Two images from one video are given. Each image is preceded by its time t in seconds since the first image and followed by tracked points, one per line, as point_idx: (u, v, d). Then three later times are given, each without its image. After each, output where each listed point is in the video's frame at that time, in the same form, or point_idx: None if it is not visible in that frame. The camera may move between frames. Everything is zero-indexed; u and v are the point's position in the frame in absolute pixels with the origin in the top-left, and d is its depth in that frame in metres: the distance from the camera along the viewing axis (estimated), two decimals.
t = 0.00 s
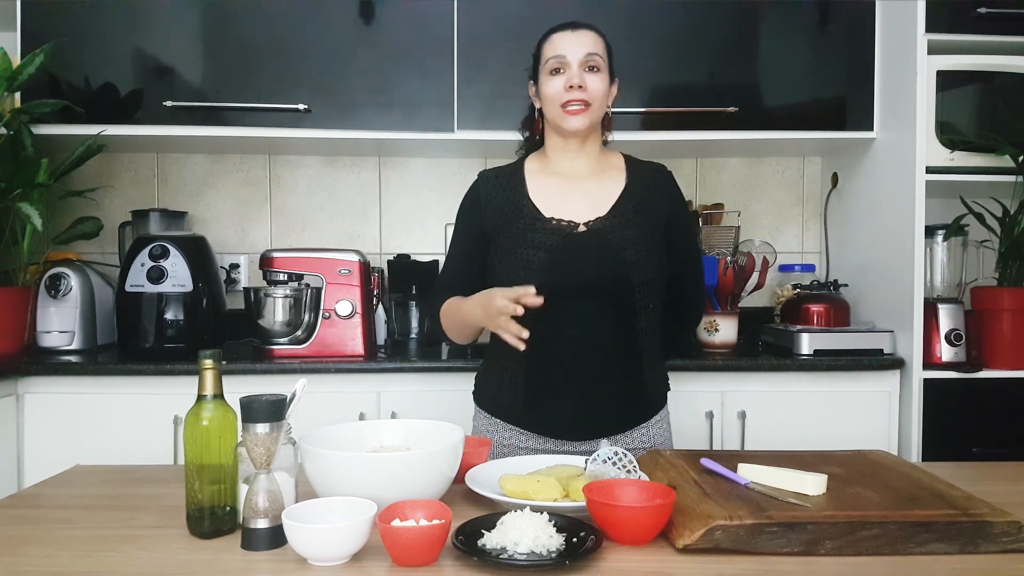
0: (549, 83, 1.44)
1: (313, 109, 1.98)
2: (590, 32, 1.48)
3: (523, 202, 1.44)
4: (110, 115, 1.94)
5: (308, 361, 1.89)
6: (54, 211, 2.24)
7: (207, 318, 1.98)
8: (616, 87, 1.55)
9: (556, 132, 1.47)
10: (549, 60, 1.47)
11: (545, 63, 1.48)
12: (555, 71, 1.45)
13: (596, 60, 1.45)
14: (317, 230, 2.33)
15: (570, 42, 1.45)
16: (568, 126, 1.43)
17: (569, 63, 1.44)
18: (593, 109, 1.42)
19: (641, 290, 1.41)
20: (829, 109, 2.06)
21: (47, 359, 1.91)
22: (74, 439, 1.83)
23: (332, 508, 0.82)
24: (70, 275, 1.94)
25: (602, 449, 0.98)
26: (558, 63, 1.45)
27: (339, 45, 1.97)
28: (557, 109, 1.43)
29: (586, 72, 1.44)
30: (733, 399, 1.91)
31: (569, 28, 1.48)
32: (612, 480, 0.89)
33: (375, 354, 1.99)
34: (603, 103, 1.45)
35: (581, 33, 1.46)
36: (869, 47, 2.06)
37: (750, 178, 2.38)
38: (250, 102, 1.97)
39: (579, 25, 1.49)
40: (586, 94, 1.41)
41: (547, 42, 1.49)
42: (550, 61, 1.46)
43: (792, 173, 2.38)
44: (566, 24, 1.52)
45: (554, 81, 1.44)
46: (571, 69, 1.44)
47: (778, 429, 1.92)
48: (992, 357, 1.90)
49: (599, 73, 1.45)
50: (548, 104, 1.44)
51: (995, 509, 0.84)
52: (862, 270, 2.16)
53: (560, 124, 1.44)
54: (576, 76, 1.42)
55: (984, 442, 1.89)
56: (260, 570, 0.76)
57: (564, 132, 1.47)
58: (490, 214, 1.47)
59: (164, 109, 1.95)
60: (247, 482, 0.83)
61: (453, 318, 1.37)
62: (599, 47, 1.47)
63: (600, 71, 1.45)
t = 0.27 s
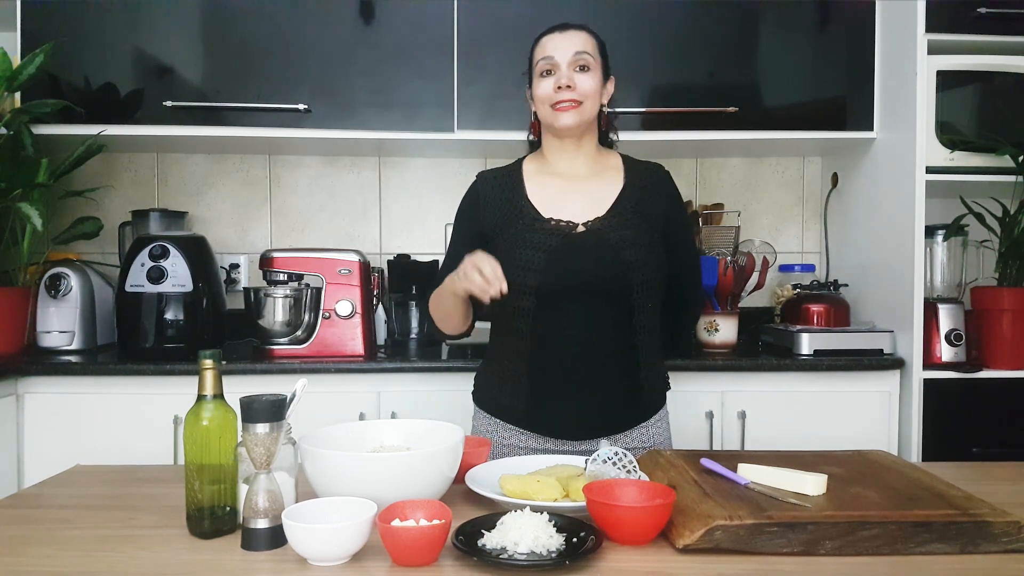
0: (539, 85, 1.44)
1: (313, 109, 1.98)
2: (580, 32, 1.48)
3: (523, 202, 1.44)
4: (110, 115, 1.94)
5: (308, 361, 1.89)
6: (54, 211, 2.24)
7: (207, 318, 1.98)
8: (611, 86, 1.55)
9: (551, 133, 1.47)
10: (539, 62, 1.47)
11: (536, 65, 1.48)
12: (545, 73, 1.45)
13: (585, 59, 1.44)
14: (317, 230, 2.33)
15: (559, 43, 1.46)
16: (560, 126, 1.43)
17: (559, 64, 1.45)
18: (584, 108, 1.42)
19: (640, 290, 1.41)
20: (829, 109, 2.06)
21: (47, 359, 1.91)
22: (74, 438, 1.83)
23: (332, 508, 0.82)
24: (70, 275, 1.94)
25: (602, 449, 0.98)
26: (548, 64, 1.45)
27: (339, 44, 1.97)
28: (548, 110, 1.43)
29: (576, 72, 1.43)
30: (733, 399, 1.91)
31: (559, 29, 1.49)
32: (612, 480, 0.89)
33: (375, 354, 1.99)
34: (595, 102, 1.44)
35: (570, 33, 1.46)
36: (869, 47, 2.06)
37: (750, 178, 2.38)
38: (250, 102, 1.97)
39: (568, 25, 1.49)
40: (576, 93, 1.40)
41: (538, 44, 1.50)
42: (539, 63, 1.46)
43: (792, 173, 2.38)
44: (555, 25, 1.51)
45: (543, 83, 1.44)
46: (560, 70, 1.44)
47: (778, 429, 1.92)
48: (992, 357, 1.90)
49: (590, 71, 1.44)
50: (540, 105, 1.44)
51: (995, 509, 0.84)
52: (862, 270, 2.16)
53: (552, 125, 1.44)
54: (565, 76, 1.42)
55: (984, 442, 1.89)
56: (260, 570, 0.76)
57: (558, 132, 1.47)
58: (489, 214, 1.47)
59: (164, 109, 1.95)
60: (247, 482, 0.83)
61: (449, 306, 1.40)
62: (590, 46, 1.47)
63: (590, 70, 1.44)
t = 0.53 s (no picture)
0: (540, 82, 1.44)
1: (313, 109, 1.97)
2: (577, 31, 1.48)
3: (521, 202, 1.44)
4: (110, 115, 1.94)
5: (308, 361, 1.89)
6: (54, 211, 2.24)
7: (207, 318, 1.98)
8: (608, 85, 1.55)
9: (549, 132, 1.47)
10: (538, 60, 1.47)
11: (534, 64, 1.48)
12: (545, 71, 1.45)
13: (584, 58, 1.45)
14: (317, 230, 2.33)
15: (558, 42, 1.46)
16: (561, 124, 1.42)
17: (558, 62, 1.44)
18: (585, 106, 1.41)
19: (638, 290, 1.41)
20: (828, 109, 2.06)
21: (47, 359, 1.91)
22: (74, 438, 1.83)
23: (332, 508, 0.82)
24: (70, 275, 1.94)
25: (602, 449, 0.98)
26: (547, 62, 1.45)
27: (339, 45, 1.97)
28: (548, 108, 1.42)
29: (576, 70, 1.44)
30: (733, 399, 1.91)
31: (556, 28, 1.49)
32: (612, 480, 0.89)
33: (375, 354, 1.99)
34: (594, 100, 1.44)
35: (569, 32, 1.47)
36: (869, 47, 2.06)
37: (750, 178, 2.38)
38: (250, 102, 1.97)
39: (566, 25, 1.49)
40: (578, 91, 1.40)
41: (536, 44, 1.50)
42: (538, 61, 1.46)
43: (792, 173, 2.38)
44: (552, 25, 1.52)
45: (544, 81, 1.43)
46: (560, 67, 1.44)
47: (778, 429, 1.92)
48: (992, 357, 1.90)
49: (588, 70, 1.45)
50: (540, 103, 1.44)
51: (995, 509, 0.84)
52: (862, 270, 2.16)
53: (552, 123, 1.43)
54: (565, 75, 1.42)
55: (984, 442, 1.89)
56: (260, 570, 0.76)
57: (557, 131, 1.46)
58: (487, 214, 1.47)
59: (164, 109, 1.95)
60: (248, 482, 0.83)
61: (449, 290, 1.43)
62: (587, 45, 1.47)
63: (589, 68, 1.45)
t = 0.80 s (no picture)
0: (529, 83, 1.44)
1: (313, 109, 1.97)
2: (572, 31, 1.47)
3: (519, 203, 1.44)
4: (110, 115, 1.94)
5: (308, 361, 1.89)
6: (54, 211, 2.24)
7: (207, 318, 1.98)
8: (606, 84, 1.55)
9: (545, 134, 1.47)
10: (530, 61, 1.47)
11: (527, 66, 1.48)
12: (536, 72, 1.45)
13: (575, 57, 1.44)
14: (317, 230, 2.33)
15: (550, 42, 1.45)
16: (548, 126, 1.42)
17: (548, 63, 1.44)
18: (572, 107, 1.42)
19: (636, 292, 1.41)
20: (828, 110, 2.06)
21: (48, 359, 1.91)
22: (74, 438, 1.83)
23: (332, 508, 0.82)
24: (70, 275, 1.94)
25: (602, 449, 0.98)
26: (537, 63, 1.45)
27: (339, 45, 1.97)
28: (536, 109, 1.43)
29: (564, 71, 1.43)
30: (733, 399, 1.91)
31: (550, 28, 1.48)
32: (612, 480, 0.89)
33: (375, 354, 1.99)
34: (586, 100, 1.44)
35: (562, 32, 1.46)
36: (869, 47, 2.05)
37: (750, 178, 2.38)
38: (250, 102, 1.96)
39: (558, 26, 1.48)
40: (563, 93, 1.40)
41: (530, 44, 1.49)
42: (530, 63, 1.46)
43: (792, 173, 2.38)
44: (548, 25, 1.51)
45: (532, 83, 1.43)
46: (549, 69, 1.44)
47: (777, 429, 1.92)
48: (992, 357, 1.90)
49: (579, 70, 1.44)
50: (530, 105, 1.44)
51: (995, 508, 0.84)
52: (862, 270, 2.16)
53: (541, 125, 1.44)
54: (552, 76, 1.42)
55: (983, 442, 1.89)
56: (260, 570, 0.76)
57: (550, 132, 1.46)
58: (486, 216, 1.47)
59: (164, 109, 1.95)
60: (248, 482, 0.83)
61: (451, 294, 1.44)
62: (581, 45, 1.46)
63: (580, 69, 1.44)
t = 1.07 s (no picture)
0: (534, 84, 1.46)
1: (313, 109, 1.97)
2: (571, 31, 1.47)
3: (516, 204, 1.44)
4: (110, 115, 1.94)
5: (308, 361, 1.89)
6: (54, 211, 2.24)
7: (207, 318, 1.98)
8: (603, 84, 1.55)
9: (547, 135, 1.48)
10: (531, 61, 1.48)
11: (528, 66, 1.49)
12: (539, 72, 1.46)
13: (578, 58, 1.45)
14: (317, 230, 2.33)
15: (550, 42, 1.45)
16: (553, 128, 1.44)
17: (552, 63, 1.45)
18: (577, 108, 1.43)
19: (633, 293, 1.41)
20: (828, 110, 2.06)
21: (48, 359, 1.91)
22: (73, 438, 1.83)
23: (332, 508, 0.82)
24: (70, 275, 1.94)
25: (602, 449, 0.98)
26: (540, 63, 1.46)
27: (339, 45, 1.97)
28: (542, 111, 1.45)
29: (568, 72, 1.45)
30: (733, 399, 1.91)
31: (549, 28, 1.48)
32: (612, 480, 0.89)
33: (375, 354, 1.99)
34: (588, 100, 1.45)
35: (562, 32, 1.46)
36: (869, 47, 2.06)
37: (750, 178, 2.38)
38: (250, 102, 1.96)
39: (558, 25, 1.48)
40: (569, 94, 1.42)
41: (530, 44, 1.49)
42: (532, 63, 1.47)
43: (792, 173, 2.38)
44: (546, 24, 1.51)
45: (537, 83, 1.45)
46: (553, 69, 1.45)
47: (777, 429, 1.92)
48: (992, 357, 1.90)
49: (582, 71, 1.45)
50: (534, 105, 1.46)
51: (995, 508, 0.84)
52: (862, 270, 2.16)
53: (546, 126, 1.45)
54: (557, 77, 1.44)
55: (983, 442, 1.89)
56: (260, 570, 0.76)
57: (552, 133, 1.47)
58: (484, 217, 1.48)
59: (164, 109, 1.95)
60: (248, 482, 0.83)
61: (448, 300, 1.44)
62: (581, 46, 1.46)
63: (583, 69, 1.45)
